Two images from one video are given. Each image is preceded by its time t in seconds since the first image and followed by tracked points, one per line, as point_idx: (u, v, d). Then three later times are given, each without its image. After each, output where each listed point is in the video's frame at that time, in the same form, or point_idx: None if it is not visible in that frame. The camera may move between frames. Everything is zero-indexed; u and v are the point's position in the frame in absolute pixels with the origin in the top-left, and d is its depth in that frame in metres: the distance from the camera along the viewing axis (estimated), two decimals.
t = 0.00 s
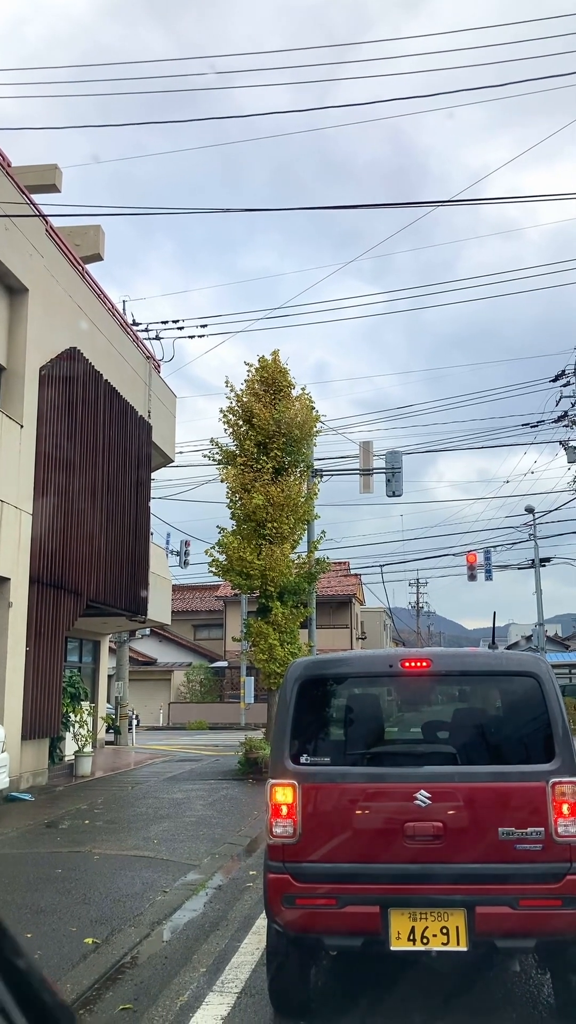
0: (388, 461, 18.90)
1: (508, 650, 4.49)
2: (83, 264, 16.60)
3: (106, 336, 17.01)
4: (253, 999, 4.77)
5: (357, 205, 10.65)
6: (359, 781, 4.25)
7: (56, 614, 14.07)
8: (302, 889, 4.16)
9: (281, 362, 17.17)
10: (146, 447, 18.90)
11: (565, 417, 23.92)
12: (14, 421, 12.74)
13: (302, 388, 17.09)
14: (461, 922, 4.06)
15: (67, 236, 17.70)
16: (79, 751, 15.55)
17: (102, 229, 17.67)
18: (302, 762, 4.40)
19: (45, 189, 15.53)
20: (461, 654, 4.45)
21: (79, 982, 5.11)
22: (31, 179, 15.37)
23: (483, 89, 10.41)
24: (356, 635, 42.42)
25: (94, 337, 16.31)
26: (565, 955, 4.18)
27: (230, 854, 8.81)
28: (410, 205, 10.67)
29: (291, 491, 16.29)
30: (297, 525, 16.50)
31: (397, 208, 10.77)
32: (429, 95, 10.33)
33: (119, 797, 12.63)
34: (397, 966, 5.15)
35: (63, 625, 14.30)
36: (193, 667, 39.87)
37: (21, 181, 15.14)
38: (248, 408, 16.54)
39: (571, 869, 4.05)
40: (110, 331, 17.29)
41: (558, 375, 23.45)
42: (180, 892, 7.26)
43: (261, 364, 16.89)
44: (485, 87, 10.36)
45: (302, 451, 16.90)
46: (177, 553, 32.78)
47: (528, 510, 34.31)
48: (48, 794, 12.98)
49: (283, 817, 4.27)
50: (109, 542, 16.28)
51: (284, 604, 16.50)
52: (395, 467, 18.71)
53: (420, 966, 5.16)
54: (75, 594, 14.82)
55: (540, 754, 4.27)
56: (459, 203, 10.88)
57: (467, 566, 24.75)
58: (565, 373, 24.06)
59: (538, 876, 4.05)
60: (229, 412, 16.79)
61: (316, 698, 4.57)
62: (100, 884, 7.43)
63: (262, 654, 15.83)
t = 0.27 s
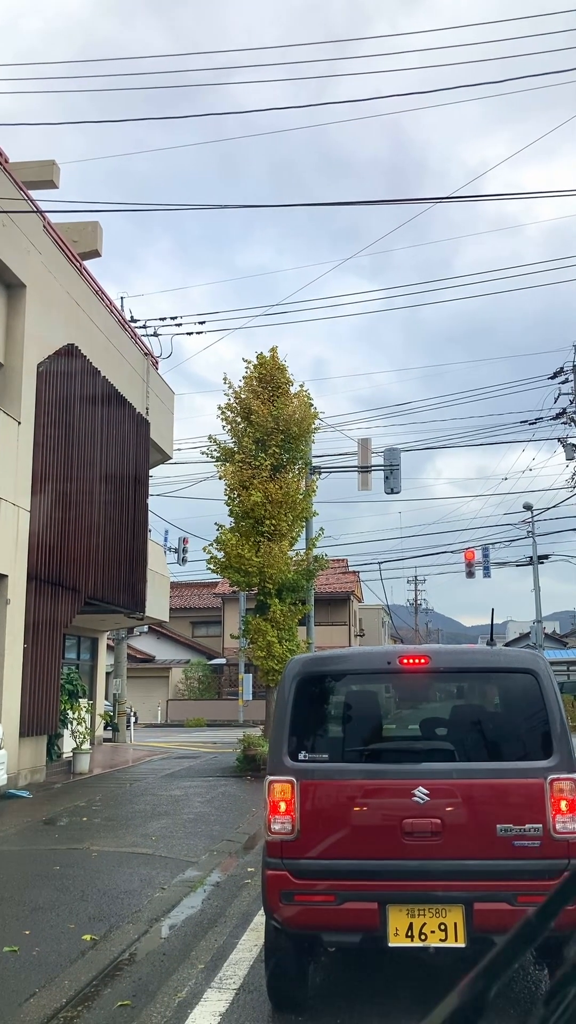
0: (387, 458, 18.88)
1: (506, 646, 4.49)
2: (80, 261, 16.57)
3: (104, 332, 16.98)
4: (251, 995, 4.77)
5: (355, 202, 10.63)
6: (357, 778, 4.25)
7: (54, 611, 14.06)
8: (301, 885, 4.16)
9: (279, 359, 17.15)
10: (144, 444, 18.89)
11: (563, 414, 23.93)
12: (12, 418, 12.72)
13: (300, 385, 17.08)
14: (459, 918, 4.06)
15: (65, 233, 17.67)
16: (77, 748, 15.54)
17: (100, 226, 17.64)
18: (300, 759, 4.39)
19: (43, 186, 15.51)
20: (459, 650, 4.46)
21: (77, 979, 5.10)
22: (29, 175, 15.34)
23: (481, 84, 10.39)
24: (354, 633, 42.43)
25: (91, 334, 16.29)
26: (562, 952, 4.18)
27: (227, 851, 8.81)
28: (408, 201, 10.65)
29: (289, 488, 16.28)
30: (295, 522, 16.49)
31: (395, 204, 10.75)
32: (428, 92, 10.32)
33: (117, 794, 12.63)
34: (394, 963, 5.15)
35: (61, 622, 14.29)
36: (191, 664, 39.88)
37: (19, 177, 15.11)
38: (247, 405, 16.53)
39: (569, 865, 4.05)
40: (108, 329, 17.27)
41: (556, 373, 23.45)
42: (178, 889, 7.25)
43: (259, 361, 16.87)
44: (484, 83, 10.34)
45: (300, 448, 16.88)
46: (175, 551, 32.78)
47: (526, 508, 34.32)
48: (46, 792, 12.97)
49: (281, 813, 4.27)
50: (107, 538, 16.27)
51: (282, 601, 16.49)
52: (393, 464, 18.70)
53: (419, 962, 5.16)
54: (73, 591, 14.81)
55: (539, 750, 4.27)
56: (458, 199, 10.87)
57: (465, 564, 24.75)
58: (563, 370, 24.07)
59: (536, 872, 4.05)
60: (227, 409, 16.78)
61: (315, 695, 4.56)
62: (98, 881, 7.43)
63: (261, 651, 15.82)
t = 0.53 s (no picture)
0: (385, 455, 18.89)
1: (504, 644, 4.51)
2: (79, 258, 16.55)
3: (103, 329, 16.97)
4: (250, 991, 4.79)
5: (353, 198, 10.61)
6: (355, 775, 4.26)
7: (53, 608, 14.07)
8: (299, 882, 4.16)
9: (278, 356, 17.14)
10: (143, 442, 18.89)
11: (562, 411, 23.91)
12: (11, 415, 12.72)
13: (299, 382, 17.07)
14: (457, 914, 4.07)
15: (64, 230, 17.66)
16: (76, 745, 15.58)
17: (99, 223, 17.63)
18: (299, 756, 4.40)
19: (41, 183, 15.48)
20: (457, 648, 4.48)
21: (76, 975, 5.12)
22: (28, 172, 15.32)
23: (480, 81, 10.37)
24: (352, 630, 42.48)
25: (90, 331, 16.28)
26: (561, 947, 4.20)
27: (227, 847, 8.83)
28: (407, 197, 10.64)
29: (288, 485, 16.28)
30: (294, 519, 16.50)
31: (393, 201, 10.74)
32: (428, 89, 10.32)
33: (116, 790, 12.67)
34: (393, 959, 5.16)
35: (60, 619, 14.30)
36: (190, 661, 39.93)
37: (18, 174, 15.09)
38: (245, 402, 16.54)
39: (568, 862, 4.06)
40: (106, 326, 17.25)
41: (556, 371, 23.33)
42: (177, 885, 7.27)
43: (258, 358, 16.86)
44: (483, 79, 10.32)
45: (299, 445, 16.88)
46: (174, 548, 32.79)
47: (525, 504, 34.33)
48: (45, 788, 13.00)
49: (280, 810, 4.27)
50: (106, 536, 16.27)
51: (281, 598, 16.50)
52: (392, 461, 18.71)
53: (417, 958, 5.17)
54: (72, 588, 14.81)
55: (537, 748, 4.28)
56: (457, 197, 10.86)
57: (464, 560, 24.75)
58: (561, 367, 24.05)
59: (534, 869, 4.06)
60: (226, 406, 16.78)
61: (313, 692, 4.56)
62: (97, 877, 7.45)
63: (259, 648, 15.83)
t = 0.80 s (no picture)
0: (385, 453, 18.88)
1: (504, 642, 4.51)
2: (79, 256, 16.54)
3: (102, 327, 16.96)
4: (250, 988, 4.80)
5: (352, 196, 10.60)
6: (355, 772, 4.26)
7: (53, 606, 14.07)
8: (299, 879, 4.17)
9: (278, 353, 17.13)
10: (143, 440, 18.88)
11: (562, 409, 23.88)
12: (10, 413, 12.71)
13: (299, 380, 17.06)
14: (457, 911, 4.07)
15: (63, 228, 17.65)
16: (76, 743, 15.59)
17: (98, 221, 17.61)
18: (298, 753, 4.40)
19: (40, 180, 15.47)
20: (456, 646, 4.48)
21: (76, 972, 5.12)
22: (27, 170, 15.30)
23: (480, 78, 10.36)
24: (352, 627, 42.49)
25: (90, 329, 16.27)
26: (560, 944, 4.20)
27: (227, 845, 8.83)
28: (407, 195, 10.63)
29: (288, 483, 16.28)
30: (293, 517, 16.49)
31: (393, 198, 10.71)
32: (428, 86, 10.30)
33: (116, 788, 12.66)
34: (392, 956, 5.17)
35: (60, 617, 14.30)
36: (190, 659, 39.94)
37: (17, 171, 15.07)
38: (245, 400, 16.54)
39: (567, 859, 4.07)
40: (106, 323, 17.24)
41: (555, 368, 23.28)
42: (177, 883, 7.28)
43: (258, 355, 16.85)
44: (482, 76, 10.31)
45: (299, 442, 16.87)
46: (174, 546, 32.78)
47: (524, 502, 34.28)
48: (45, 786, 13.00)
49: (280, 807, 4.27)
50: (106, 533, 16.27)
51: (281, 595, 16.50)
52: (392, 459, 18.71)
53: (417, 955, 5.18)
54: (72, 586, 14.81)
55: (538, 746, 4.27)
56: (456, 194, 10.85)
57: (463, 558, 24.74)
58: (561, 364, 24.02)
59: (534, 866, 4.06)
60: (226, 403, 16.77)
61: (314, 690, 4.56)
62: (97, 874, 7.45)
63: (260, 646, 15.83)
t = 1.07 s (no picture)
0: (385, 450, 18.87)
1: (505, 638, 4.51)
2: (79, 253, 16.53)
3: (102, 324, 16.95)
4: (251, 985, 4.81)
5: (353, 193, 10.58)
6: (356, 769, 4.27)
7: (54, 603, 14.08)
8: (301, 876, 4.17)
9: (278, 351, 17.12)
10: (143, 437, 18.88)
11: (562, 406, 23.85)
12: (11, 411, 12.71)
13: (299, 377, 17.05)
14: (458, 908, 4.08)
15: (63, 225, 17.63)
16: (77, 740, 15.60)
17: (98, 217, 17.59)
18: (300, 750, 4.41)
19: (40, 177, 15.45)
20: (457, 642, 4.48)
21: (78, 969, 5.13)
22: (27, 166, 15.28)
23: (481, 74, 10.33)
24: (353, 624, 42.50)
25: (90, 325, 16.26)
26: (560, 940, 4.21)
27: (228, 842, 8.84)
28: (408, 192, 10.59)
29: (288, 480, 16.28)
30: (294, 514, 16.49)
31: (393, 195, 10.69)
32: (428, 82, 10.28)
33: (117, 785, 12.67)
34: (393, 952, 5.18)
35: (60, 614, 14.30)
36: (191, 656, 39.97)
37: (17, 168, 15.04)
38: (245, 397, 16.53)
39: (568, 856, 4.07)
40: (106, 320, 17.22)
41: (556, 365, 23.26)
42: (179, 880, 7.28)
43: (258, 353, 16.85)
44: (484, 71, 10.27)
45: (299, 440, 16.87)
46: (174, 543, 32.79)
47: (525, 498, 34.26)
48: (46, 783, 13.00)
49: (281, 804, 4.28)
50: (107, 531, 16.27)
51: (281, 593, 16.50)
52: (392, 456, 18.71)
53: (418, 952, 5.19)
54: (72, 583, 14.82)
55: (538, 742, 4.28)
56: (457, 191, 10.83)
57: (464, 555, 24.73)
58: (561, 361, 24.00)
59: (535, 862, 4.07)
60: (226, 401, 16.77)
61: (315, 687, 4.57)
62: (98, 871, 7.46)
63: (260, 643, 15.84)
